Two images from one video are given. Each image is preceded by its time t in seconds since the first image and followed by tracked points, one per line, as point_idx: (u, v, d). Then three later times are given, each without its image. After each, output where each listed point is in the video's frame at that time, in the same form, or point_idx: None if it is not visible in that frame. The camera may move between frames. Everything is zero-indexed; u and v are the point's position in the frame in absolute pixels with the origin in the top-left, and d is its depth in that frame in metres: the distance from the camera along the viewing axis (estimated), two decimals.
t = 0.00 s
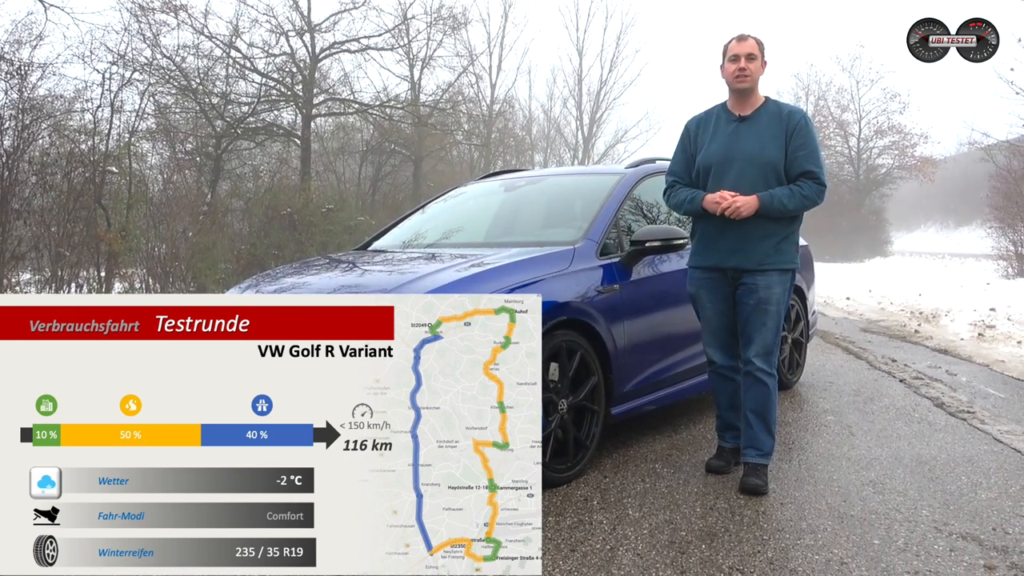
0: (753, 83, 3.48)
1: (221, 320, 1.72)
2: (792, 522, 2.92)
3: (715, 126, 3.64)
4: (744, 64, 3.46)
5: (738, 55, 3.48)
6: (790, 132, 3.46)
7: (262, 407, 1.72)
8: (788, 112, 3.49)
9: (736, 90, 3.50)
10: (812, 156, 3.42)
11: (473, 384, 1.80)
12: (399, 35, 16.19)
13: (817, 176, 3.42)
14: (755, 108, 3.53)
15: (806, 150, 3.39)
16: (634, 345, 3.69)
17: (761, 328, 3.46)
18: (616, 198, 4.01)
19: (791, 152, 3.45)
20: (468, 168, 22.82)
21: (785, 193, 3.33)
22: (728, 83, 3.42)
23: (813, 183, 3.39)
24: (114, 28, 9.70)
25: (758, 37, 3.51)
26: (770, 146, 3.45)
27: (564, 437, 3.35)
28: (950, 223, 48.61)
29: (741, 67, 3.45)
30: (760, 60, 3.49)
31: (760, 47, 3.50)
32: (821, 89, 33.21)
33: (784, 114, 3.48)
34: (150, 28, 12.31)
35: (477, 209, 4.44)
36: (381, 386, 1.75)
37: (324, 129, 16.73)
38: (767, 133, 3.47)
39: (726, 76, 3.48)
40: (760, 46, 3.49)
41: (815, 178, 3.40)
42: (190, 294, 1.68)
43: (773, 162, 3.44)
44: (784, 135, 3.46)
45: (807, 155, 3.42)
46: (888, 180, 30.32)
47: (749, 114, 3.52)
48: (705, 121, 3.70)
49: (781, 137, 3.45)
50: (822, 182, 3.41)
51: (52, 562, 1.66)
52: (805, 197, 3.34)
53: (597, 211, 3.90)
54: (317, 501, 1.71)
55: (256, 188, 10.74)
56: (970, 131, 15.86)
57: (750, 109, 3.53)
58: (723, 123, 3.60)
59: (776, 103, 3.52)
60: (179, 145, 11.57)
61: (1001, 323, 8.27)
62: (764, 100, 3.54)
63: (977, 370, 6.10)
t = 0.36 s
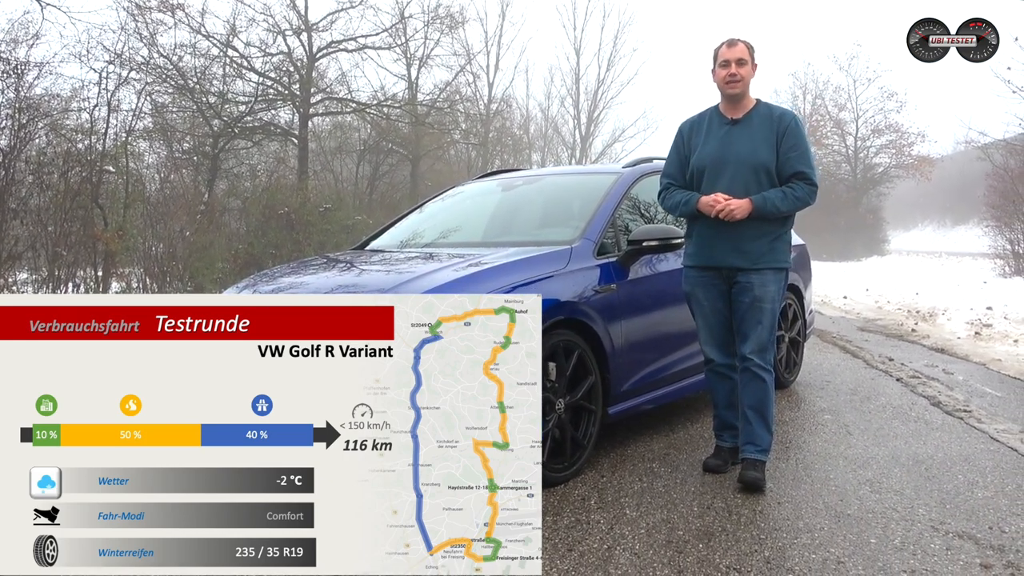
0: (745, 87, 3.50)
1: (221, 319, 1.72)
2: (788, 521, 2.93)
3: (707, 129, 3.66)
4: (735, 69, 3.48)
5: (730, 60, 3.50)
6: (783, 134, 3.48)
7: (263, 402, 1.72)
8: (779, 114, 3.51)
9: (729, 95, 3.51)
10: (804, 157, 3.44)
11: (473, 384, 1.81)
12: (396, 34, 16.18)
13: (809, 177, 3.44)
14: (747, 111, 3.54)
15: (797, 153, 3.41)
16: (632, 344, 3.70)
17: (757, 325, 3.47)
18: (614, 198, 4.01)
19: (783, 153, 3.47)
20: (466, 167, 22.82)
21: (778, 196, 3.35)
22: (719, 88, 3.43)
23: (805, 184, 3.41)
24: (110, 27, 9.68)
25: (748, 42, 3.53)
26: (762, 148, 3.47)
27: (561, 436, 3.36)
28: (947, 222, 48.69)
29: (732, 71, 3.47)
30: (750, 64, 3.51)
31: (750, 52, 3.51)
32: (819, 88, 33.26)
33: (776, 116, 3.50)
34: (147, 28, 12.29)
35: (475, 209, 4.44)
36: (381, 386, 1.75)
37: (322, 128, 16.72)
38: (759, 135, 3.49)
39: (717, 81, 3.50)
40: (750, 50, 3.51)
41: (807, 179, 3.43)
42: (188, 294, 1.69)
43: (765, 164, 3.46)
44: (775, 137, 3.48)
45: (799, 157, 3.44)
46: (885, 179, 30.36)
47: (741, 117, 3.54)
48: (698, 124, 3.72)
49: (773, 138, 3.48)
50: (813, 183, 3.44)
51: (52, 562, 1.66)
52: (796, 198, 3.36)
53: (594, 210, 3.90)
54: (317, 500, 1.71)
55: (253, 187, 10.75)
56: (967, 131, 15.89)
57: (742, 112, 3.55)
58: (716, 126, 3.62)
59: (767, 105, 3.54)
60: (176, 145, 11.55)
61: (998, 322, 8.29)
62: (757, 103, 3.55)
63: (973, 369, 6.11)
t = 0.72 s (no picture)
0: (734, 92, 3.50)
1: (221, 319, 1.72)
2: (787, 521, 2.93)
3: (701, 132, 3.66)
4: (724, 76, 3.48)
5: (717, 67, 3.49)
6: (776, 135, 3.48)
7: (263, 401, 1.72)
8: (771, 116, 3.51)
9: (720, 101, 3.51)
10: (799, 159, 3.44)
11: (473, 384, 1.80)
12: (394, 34, 16.19)
13: (805, 176, 3.45)
14: (739, 115, 3.55)
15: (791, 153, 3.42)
16: (630, 344, 3.70)
17: (755, 323, 3.50)
18: (612, 198, 4.01)
19: (778, 155, 3.47)
20: (464, 167, 22.82)
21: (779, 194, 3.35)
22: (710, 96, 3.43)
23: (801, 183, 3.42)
24: (108, 28, 9.67)
25: (733, 46, 3.52)
26: (756, 150, 3.47)
27: (559, 436, 3.36)
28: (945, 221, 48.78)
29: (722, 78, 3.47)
30: (738, 69, 3.51)
31: (737, 56, 3.51)
32: (816, 88, 33.30)
33: (768, 118, 3.50)
34: (145, 28, 12.27)
35: (473, 209, 4.43)
36: (381, 386, 1.75)
37: (320, 129, 16.71)
38: (752, 137, 3.49)
39: (707, 89, 3.50)
40: (736, 55, 3.51)
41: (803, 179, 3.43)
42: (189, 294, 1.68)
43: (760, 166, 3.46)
44: (770, 140, 3.48)
45: (793, 157, 3.45)
46: (883, 179, 30.42)
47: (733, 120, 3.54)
48: (692, 129, 3.72)
49: (767, 142, 3.48)
50: (809, 183, 3.44)
51: (52, 562, 1.65)
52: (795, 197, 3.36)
53: (592, 210, 3.90)
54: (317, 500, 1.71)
55: (251, 187, 10.75)
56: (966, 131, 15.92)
57: (733, 116, 3.55)
58: (708, 130, 3.62)
59: (758, 107, 3.54)
60: (173, 146, 11.53)
61: (996, 321, 8.30)
62: (747, 106, 3.56)
63: (971, 368, 6.12)
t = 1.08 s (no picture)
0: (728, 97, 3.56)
1: (222, 319, 1.72)
2: (787, 523, 2.93)
3: (697, 137, 3.71)
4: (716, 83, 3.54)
5: (710, 73, 3.55)
6: (771, 136, 3.56)
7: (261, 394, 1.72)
8: (765, 117, 3.59)
9: (715, 105, 3.58)
10: (795, 158, 3.53)
11: (473, 384, 1.79)
12: (393, 36, 16.22)
13: (801, 174, 3.53)
14: (734, 118, 3.61)
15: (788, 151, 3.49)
16: (629, 346, 3.70)
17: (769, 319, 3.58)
18: (611, 199, 4.01)
19: (774, 156, 3.56)
20: (462, 169, 22.85)
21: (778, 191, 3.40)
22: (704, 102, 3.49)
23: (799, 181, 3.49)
24: (106, 30, 9.68)
25: (724, 51, 3.58)
26: (753, 151, 3.54)
27: (559, 438, 3.35)
28: (943, 223, 48.88)
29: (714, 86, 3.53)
30: (730, 74, 3.56)
31: (729, 62, 3.57)
32: (815, 90, 33.37)
33: (763, 119, 3.58)
34: (143, 30, 12.27)
35: (472, 211, 4.43)
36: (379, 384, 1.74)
37: (318, 130, 16.71)
38: (749, 138, 3.56)
39: (701, 94, 3.56)
40: (728, 60, 3.56)
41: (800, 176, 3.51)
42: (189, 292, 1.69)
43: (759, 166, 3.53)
44: (766, 142, 3.57)
45: (790, 156, 3.53)
46: (881, 181, 30.49)
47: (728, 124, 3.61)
48: (687, 134, 3.77)
49: (764, 143, 3.56)
50: (806, 179, 3.52)
51: (52, 562, 1.64)
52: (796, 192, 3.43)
53: (592, 212, 3.90)
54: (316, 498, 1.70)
55: (250, 188, 10.77)
56: (965, 132, 15.93)
57: (728, 118, 3.61)
58: (704, 135, 3.68)
59: (752, 110, 3.61)
60: (172, 147, 11.54)
61: (994, 323, 8.32)
62: (741, 109, 3.62)
63: (969, 370, 6.13)
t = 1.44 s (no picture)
0: (730, 105, 3.59)
1: (222, 300, 2.05)
2: (787, 526, 2.93)
3: (704, 142, 3.72)
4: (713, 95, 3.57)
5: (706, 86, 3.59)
6: (778, 141, 3.59)
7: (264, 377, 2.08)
8: (772, 122, 3.62)
9: (720, 116, 3.61)
10: (801, 162, 3.56)
11: (474, 364, 2.15)
12: (393, 39, 16.27)
13: (807, 179, 3.58)
14: (740, 124, 3.64)
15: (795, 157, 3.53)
16: (630, 348, 3.70)
17: (780, 325, 3.71)
18: (611, 203, 4.01)
19: (781, 160, 3.58)
20: (461, 172, 22.88)
21: (784, 201, 3.44)
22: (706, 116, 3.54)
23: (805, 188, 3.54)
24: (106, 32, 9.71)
25: (719, 61, 3.59)
26: (762, 157, 3.56)
27: (559, 441, 3.35)
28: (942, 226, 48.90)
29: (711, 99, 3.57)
30: (728, 82, 3.58)
31: (724, 70, 3.58)
32: (814, 92, 33.42)
33: (770, 124, 3.60)
34: (143, 33, 12.28)
35: (472, 214, 4.43)
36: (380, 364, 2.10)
37: (317, 132, 16.73)
38: (758, 144, 3.58)
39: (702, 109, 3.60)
40: (723, 69, 3.58)
41: (806, 182, 3.56)
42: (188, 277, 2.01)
43: (767, 172, 3.56)
44: (772, 146, 3.59)
45: (797, 161, 3.56)
46: (880, 184, 30.54)
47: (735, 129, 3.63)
48: (692, 138, 3.78)
49: (770, 148, 3.58)
50: (811, 185, 3.57)
51: (54, 540, 2.03)
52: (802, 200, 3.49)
53: (591, 214, 3.91)
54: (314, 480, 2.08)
55: (249, 192, 10.83)
56: (964, 134, 15.93)
57: (735, 124, 3.64)
58: (711, 140, 3.70)
59: (757, 115, 3.63)
60: (172, 150, 11.57)
61: (993, 325, 8.33)
62: (746, 113, 3.64)
63: (969, 372, 6.14)
